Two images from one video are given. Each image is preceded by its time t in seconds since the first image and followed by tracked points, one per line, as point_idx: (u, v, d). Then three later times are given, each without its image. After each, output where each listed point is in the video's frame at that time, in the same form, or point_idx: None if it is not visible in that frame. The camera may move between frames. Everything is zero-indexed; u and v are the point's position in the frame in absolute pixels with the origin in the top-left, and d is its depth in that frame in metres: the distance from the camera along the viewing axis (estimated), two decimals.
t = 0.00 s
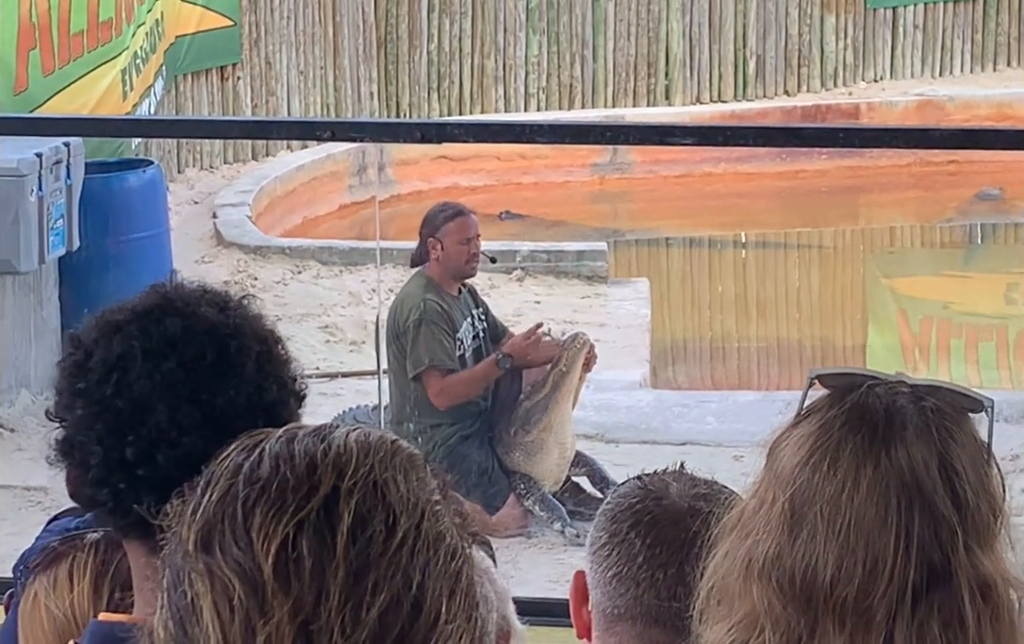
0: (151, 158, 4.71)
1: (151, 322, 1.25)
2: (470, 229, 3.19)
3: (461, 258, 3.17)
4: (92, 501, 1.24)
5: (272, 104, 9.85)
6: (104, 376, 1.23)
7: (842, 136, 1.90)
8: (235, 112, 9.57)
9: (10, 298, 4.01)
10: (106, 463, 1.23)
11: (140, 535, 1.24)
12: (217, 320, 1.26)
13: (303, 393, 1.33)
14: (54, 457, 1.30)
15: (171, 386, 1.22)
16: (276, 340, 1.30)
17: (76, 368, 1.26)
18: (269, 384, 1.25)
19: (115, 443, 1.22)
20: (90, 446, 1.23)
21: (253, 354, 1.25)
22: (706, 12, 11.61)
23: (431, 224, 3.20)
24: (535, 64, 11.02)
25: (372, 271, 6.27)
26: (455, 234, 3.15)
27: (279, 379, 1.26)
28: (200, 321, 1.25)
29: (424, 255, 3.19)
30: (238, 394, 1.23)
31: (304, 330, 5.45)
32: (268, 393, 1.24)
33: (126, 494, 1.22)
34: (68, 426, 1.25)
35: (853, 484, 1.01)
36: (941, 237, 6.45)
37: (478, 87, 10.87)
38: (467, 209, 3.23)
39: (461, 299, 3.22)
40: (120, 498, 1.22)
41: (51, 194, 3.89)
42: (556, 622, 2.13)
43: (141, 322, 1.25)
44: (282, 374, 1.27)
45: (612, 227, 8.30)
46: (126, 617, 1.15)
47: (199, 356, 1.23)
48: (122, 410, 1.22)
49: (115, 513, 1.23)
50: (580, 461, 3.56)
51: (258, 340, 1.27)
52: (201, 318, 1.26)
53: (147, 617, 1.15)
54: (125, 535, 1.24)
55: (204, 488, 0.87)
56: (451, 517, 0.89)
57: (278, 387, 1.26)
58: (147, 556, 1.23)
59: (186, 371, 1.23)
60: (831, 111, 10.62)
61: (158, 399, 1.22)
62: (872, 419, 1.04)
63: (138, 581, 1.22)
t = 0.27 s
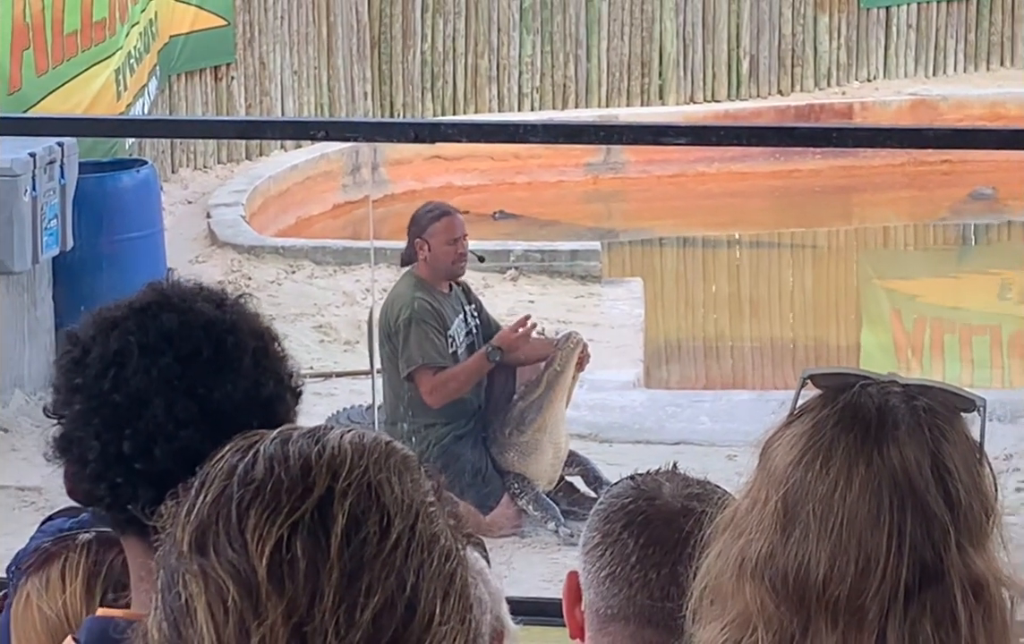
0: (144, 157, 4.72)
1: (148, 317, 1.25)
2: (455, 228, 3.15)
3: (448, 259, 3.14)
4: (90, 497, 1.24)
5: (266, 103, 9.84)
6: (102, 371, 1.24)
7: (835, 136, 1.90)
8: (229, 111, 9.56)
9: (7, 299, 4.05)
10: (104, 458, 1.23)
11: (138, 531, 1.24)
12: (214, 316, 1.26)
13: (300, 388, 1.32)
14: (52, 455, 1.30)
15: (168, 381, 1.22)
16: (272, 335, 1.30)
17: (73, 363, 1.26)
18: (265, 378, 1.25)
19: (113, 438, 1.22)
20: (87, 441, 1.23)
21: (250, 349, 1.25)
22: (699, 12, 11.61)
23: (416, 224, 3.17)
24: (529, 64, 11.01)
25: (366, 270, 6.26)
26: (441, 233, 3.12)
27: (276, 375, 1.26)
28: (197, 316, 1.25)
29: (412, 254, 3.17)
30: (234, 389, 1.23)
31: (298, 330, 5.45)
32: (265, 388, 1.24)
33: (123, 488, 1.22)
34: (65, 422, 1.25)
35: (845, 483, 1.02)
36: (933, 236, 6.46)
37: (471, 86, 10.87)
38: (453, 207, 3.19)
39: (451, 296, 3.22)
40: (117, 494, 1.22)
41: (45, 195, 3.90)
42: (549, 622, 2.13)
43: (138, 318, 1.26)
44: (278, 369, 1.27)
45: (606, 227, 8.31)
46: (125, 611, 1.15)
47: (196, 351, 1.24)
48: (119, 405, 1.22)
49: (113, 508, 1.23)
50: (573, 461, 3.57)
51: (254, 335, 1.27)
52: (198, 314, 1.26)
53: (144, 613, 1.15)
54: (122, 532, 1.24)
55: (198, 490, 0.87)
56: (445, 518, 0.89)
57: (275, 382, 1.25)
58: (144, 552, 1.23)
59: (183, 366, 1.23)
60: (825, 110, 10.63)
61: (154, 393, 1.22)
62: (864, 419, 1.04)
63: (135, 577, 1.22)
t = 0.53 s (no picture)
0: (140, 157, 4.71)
1: (145, 316, 1.25)
2: (445, 228, 3.18)
3: (438, 259, 3.16)
4: (88, 496, 1.24)
5: (262, 102, 9.84)
6: (99, 371, 1.24)
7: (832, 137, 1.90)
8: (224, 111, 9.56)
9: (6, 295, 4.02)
10: (101, 456, 1.23)
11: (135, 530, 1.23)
12: (210, 315, 1.26)
13: (297, 388, 1.32)
14: (49, 454, 1.30)
15: (165, 379, 1.22)
16: (269, 334, 1.30)
17: (71, 363, 1.26)
18: (262, 377, 1.24)
19: (110, 436, 1.22)
20: (85, 440, 1.23)
21: (247, 348, 1.25)
22: (695, 13, 11.61)
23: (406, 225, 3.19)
24: (524, 64, 11.02)
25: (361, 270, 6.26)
26: (430, 234, 3.14)
27: (272, 373, 1.26)
28: (193, 315, 1.25)
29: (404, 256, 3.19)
30: (231, 387, 1.23)
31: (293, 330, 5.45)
32: (262, 385, 1.24)
33: (121, 487, 1.22)
34: (63, 421, 1.25)
35: (841, 485, 1.02)
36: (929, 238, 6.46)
37: (467, 86, 10.87)
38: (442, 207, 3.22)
39: (444, 294, 3.21)
40: (115, 492, 1.22)
41: (40, 194, 3.90)
42: (545, 623, 2.13)
43: (135, 317, 1.26)
44: (276, 368, 1.27)
45: (601, 227, 8.31)
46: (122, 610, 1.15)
47: (193, 350, 1.23)
48: (117, 403, 1.22)
49: (110, 506, 1.22)
50: (569, 462, 3.58)
51: (251, 334, 1.27)
52: (195, 313, 1.26)
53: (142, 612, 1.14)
54: (120, 531, 1.24)
55: (193, 490, 0.87)
56: (440, 521, 0.89)
57: (272, 380, 1.25)
58: (142, 551, 1.23)
59: (180, 364, 1.23)
60: (820, 111, 10.63)
61: (152, 392, 1.22)
62: (861, 421, 1.04)
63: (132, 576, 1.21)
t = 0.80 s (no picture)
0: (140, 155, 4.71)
1: (148, 314, 1.25)
2: (442, 227, 3.17)
3: (434, 257, 3.16)
4: (88, 492, 1.23)
5: (261, 100, 9.84)
6: (101, 367, 1.23)
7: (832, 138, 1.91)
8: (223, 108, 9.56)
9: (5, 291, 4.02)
10: (102, 454, 1.22)
11: (135, 528, 1.23)
12: (212, 312, 1.26)
13: (298, 386, 1.32)
14: (49, 450, 1.30)
15: (166, 377, 1.22)
16: (271, 333, 1.30)
17: (72, 360, 1.26)
18: (264, 375, 1.24)
19: (111, 433, 1.22)
20: (85, 436, 1.23)
21: (249, 347, 1.25)
22: (695, 13, 11.61)
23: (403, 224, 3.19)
24: (524, 63, 11.01)
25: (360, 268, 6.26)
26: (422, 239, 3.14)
27: (274, 372, 1.26)
28: (195, 312, 1.25)
29: (400, 255, 3.20)
30: (233, 385, 1.23)
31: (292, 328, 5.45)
32: (264, 384, 1.24)
33: (122, 484, 1.22)
34: (63, 418, 1.25)
35: (844, 486, 1.02)
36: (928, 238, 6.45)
37: (467, 84, 10.87)
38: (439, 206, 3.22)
39: (442, 294, 3.22)
40: (116, 490, 1.22)
41: (39, 190, 3.90)
42: (543, 622, 2.12)
43: (137, 314, 1.26)
44: (278, 367, 1.27)
45: (600, 226, 8.31)
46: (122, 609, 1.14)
47: (194, 347, 1.24)
48: (118, 400, 1.22)
49: (111, 504, 1.22)
50: (566, 462, 3.59)
51: (253, 332, 1.27)
52: (197, 310, 1.26)
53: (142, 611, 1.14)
54: (120, 529, 1.24)
55: (197, 489, 0.87)
56: (444, 522, 0.89)
57: (274, 379, 1.25)
58: (143, 549, 1.22)
59: (182, 362, 1.23)
60: (820, 112, 10.63)
61: (153, 389, 1.22)
62: (863, 423, 1.05)
63: (133, 574, 1.21)
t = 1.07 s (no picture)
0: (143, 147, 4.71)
1: (152, 307, 1.25)
2: (443, 222, 3.16)
3: (435, 251, 3.15)
4: (92, 485, 1.23)
5: (264, 93, 9.84)
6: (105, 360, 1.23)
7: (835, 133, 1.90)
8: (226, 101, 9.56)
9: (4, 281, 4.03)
10: (106, 447, 1.22)
11: (140, 521, 1.23)
12: (216, 306, 1.26)
13: (301, 380, 1.32)
14: (53, 442, 1.30)
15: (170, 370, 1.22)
16: (275, 327, 1.30)
17: (76, 353, 1.26)
18: (267, 369, 1.24)
19: (115, 425, 1.22)
20: (89, 429, 1.23)
21: (254, 340, 1.25)
22: (698, 8, 11.60)
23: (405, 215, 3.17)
24: (527, 57, 11.00)
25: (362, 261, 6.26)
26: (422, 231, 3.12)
27: (278, 365, 1.26)
28: (199, 306, 1.25)
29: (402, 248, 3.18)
30: (236, 379, 1.23)
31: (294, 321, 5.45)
32: (268, 378, 1.24)
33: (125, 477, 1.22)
34: (67, 411, 1.25)
35: (851, 481, 1.02)
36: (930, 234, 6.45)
37: (469, 78, 10.86)
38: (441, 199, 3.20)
39: (444, 287, 3.21)
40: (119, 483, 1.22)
41: (42, 182, 3.88)
42: (545, 616, 2.13)
43: (141, 307, 1.25)
44: (281, 360, 1.27)
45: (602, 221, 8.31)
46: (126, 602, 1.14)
47: (199, 340, 1.23)
48: (122, 393, 1.22)
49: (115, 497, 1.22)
50: (568, 456, 3.60)
51: (257, 326, 1.27)
52: (201, 304, 1.26)
53: (147, 604, 1.14)
54: (125, 522, 1.24)
55: (208, 481, 0.87)
56: (454, 517, 0.89)
57: (278, 374, 1.25)
58: (148, 542, 1.22)
59: (185, 355, 1.23)
60: (822, 107, 10.62)
61: (157, 382, 1.21)
62: (869, 418, 1.05)
63: (138, 568, 1.21)
